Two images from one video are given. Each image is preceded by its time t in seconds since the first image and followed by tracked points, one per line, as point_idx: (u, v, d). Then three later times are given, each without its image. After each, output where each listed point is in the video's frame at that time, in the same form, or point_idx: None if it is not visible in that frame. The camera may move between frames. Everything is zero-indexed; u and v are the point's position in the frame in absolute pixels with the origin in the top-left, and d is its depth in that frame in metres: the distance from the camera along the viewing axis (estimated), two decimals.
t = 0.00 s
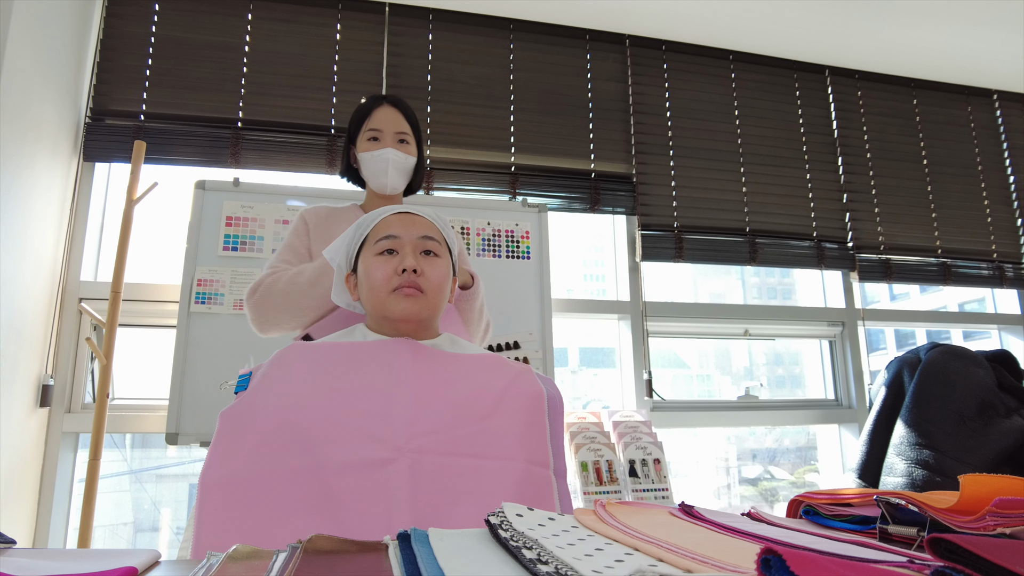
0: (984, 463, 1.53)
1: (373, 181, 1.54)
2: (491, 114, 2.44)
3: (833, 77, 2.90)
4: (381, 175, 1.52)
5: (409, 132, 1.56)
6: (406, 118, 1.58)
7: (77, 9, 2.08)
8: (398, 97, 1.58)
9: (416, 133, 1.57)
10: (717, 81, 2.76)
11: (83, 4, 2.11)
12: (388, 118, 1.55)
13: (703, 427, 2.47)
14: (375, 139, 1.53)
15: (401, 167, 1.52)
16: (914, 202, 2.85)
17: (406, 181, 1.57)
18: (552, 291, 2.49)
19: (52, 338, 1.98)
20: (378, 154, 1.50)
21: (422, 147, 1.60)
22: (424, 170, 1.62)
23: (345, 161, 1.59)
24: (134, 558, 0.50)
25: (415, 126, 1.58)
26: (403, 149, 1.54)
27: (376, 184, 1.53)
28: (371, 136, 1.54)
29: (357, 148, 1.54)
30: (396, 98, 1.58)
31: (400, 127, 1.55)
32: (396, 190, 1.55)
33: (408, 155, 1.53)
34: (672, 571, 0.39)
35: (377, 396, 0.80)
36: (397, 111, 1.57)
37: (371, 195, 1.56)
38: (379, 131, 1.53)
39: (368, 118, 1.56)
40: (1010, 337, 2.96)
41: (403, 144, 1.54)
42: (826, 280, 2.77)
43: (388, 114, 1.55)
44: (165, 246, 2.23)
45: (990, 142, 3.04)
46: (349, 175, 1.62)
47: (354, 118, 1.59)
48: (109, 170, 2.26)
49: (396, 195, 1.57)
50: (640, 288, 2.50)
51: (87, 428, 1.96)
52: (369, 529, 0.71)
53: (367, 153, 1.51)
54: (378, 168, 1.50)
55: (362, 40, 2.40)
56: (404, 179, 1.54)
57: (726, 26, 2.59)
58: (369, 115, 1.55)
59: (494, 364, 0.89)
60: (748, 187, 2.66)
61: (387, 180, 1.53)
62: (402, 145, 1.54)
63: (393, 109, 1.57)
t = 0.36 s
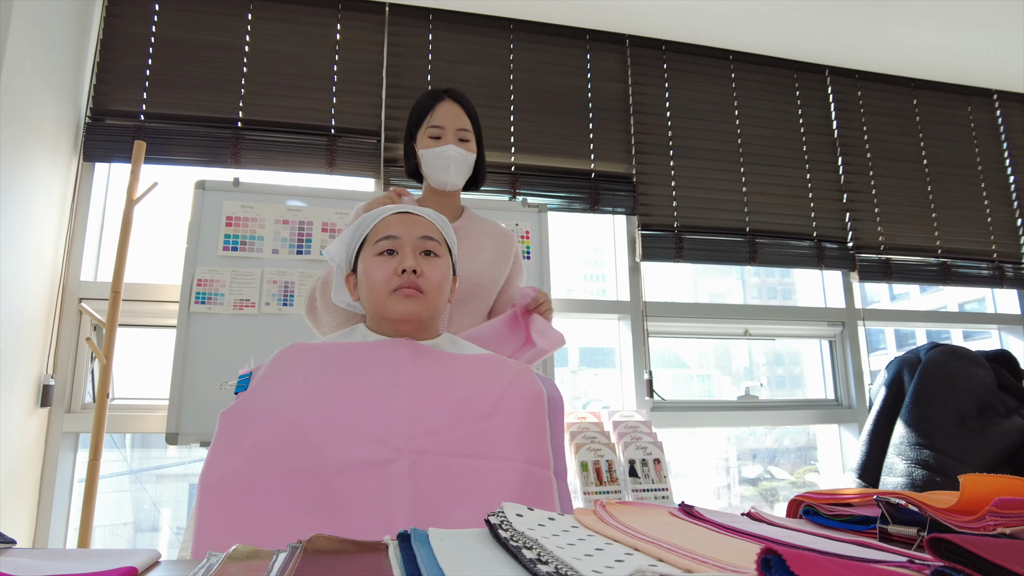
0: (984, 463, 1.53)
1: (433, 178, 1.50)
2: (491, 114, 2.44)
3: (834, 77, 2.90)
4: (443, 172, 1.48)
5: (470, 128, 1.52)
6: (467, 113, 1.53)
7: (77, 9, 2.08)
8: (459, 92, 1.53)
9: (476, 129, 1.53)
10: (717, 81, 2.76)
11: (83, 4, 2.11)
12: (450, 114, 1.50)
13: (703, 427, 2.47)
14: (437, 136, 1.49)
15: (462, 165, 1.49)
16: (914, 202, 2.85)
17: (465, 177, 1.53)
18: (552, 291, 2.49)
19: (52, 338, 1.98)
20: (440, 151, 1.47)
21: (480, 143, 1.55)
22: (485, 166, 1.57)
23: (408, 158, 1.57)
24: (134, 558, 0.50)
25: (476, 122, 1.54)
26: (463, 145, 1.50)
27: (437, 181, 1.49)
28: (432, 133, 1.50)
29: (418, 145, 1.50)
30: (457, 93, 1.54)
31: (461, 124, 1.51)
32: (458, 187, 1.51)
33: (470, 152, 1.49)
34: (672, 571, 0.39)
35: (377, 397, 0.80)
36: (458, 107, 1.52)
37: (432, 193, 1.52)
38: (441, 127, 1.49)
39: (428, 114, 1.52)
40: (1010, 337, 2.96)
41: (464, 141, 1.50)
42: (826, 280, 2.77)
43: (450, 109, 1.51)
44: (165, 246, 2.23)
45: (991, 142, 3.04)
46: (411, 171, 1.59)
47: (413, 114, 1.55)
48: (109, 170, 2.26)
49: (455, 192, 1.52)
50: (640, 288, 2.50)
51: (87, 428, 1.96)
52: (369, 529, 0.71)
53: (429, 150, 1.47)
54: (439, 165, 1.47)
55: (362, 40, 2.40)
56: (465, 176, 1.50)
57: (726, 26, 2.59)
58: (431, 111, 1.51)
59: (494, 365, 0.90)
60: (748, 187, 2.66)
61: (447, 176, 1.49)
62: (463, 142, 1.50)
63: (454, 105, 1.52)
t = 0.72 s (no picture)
0: (983, 463, 1.53)
1: (433, 170, 1.48)
2: (491, 114, 2.45)
3: (833, 78, 2.90)
4: (442, 163, 1.45)
5: (470, 119, 1.48)
6: (468, 104, 1.49)
7: (77, 9, 2.08)
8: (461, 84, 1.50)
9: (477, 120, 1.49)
10: (718, 81, 2.76)
11: (83, 4, 2.11)
12: (450, 104, 1.47)
13: (703, 427, 2.47)
14: (436, 125, 1.46)
15: (461, 155, 1.45)
16: (914, 202, 2.85)
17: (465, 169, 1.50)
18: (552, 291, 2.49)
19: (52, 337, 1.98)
20: (438, 142, 1.44)
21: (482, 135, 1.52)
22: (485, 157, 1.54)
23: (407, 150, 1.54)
24: (134, 558, 0.50)
25: (476, 114, 1.50)
26: (463, 136, 1.47)
27: (436, 173, 1.47)
28: (431, 124, 1.46)
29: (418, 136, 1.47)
30: (459, 86, 1.50)
31: (460, 114, 1.47)
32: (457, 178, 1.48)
33: (470, 142, 1.46)
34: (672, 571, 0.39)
35: (377, 397, 0.80)
36: (459, 98, 1.49)
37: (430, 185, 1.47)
38: (440, 117, 1.46)
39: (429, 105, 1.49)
40: (1010, 337, 2.96)
41: (463, 132, 1.46)
42: (826, 280, 2.77)
43: (451, 100, 1.47)
44: (166, 247, 2.23)
45: (991, 142, 3.04)
46: (409, 162, 1.56)
47: (414, 106, 1.52)
48: (109, 170, 2.26)
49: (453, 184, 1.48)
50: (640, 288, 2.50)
51: (87, 428, 1.96)
52: (369, 530, 0.71)
53: (428, 140, 1.44)
54: (437, 157, 1.44)
55: (362, 40, 2.40)
56: (464, 167, 1.47)
57: (726, 26, 2.59)
58: (431, 102, 1.48)
59: (495, 364, 0.89)
60: (748, 187, 2.66)
61: (447, 167, 1.46)
62: (463, 133, 1.47)
63: (455, 96, 1.49)
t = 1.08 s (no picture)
0: (984, 463, 1.53)
1: (411, 157, 1.34)
2: (491, 114, 2.44)
3: (833, 78, 2.90)
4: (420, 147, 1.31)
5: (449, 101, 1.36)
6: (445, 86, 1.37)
7: (77, 9, 2.08)
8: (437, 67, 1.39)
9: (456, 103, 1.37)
10: (718, 81, 2.76)
11: (83, 4, 2.11)
12: (427, 85, 1.34)
13: (704, 427, 2.47)
14: (413, 108, 1.33)
15: (442, 139, 1.33)
16: (914, 202, 2.85)
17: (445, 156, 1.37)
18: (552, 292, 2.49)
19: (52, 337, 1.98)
20: (417, 123, 1.30)
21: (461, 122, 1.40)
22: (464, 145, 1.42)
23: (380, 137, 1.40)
24: (134, 558, 0.50)
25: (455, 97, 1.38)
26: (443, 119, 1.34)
27: (414, 159, 1.33)
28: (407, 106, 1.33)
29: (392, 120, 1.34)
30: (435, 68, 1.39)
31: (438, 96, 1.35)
32: (436, 163, 1.33)
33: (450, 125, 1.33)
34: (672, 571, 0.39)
35: (376, 397, 0.80)
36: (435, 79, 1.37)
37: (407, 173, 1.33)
38: (417, 98, 1.32)
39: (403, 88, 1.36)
40: (1010, 337, 2.96)
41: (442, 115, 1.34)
42: (826, 280, 2.77)
43: (426, 81, 1.35)
44: (166, 247, 2.23)
45: (991, 142, 3.04)
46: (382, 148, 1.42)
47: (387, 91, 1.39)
48: (109, 170, 2.26)
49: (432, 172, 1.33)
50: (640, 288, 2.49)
51: (87, 428, 1.96)
52: (369, 530, 0.71)
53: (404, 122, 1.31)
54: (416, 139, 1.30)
55: (362, 40, 2.40)
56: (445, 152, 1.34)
57: (726, 25, 2.59)
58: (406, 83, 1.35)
59: (495, 364, 0.89)
60: (748, 187, 2.66)
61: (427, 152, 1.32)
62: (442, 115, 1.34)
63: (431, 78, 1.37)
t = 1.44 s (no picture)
0: (983, 462, 1.53)
1: (397, 153, 1.32)
2: (491, 113, 2.45)
3: (833, 78, 2.90)
4: (405, 143, 1.29)
5: (435, 93, 1.33)
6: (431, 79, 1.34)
7: (77, 9, 2.08)
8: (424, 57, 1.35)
9: (442, 95, 1.35)
10: (718, 81, 2.76)
11: (83, 4, 2.11)
12: (413, 78, 1.31)
13: (704, 427, 2.47)
14: (397, 103, 1.30)
15: (428, 134, 1.30)
16: (914, 202, 2.85)
17: (433, 150, 1.35)
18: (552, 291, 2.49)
19: (52, 337, 1.98)
20: (401, 120, 1.28)
21: (448, 113, 1.38)
22: (452, 135, 1.40)
23: (366, 131, 1.39)
24: (134, 558, 0.50)
25: (441, 89, 1.36)
26: (429, 114, 1.32)
27: (400, 155, 1.32)
28: (391, 101, 1.31)
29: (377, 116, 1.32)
30: (421, 58, 1.35)
31: (424, 88, 1.32)
32: (423, 160, 1.33)
33: (437, 120, 1.31)
34: (672, 571, 0.39)
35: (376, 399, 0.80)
36: (421, 71, 1.34)
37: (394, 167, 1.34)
38: (401, 93, 1.30)
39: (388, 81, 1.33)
40: (1010, 337, 2.96)
41: (428, 109, 1.31)
42: (826, 280, 2.77)
43: (411, 74, 1.32)
44: (166, 246, 2.23)
45: (991, 142, 3.04)
46: (368, 142, 1.41)
47: (372, 82, 1.37)
48: (109, 169, 2.26)
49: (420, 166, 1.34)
50: (640, 288, 2.49)
51: (87, 428, 1.96)
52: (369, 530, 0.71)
53: (388, 119, 1.29)
54: (400, 136, 1.28)
55: (362, 41, 2.40)
56: (432, 148, 1.32)
57: (726, 25, 2.59)
58: (391, 77, 1.33)
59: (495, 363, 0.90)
60: (748, 187, 2.66)
61: (411, 148, 1.30)
62: (428, 110, 1.32)
63: (417, 69, 1.33)
